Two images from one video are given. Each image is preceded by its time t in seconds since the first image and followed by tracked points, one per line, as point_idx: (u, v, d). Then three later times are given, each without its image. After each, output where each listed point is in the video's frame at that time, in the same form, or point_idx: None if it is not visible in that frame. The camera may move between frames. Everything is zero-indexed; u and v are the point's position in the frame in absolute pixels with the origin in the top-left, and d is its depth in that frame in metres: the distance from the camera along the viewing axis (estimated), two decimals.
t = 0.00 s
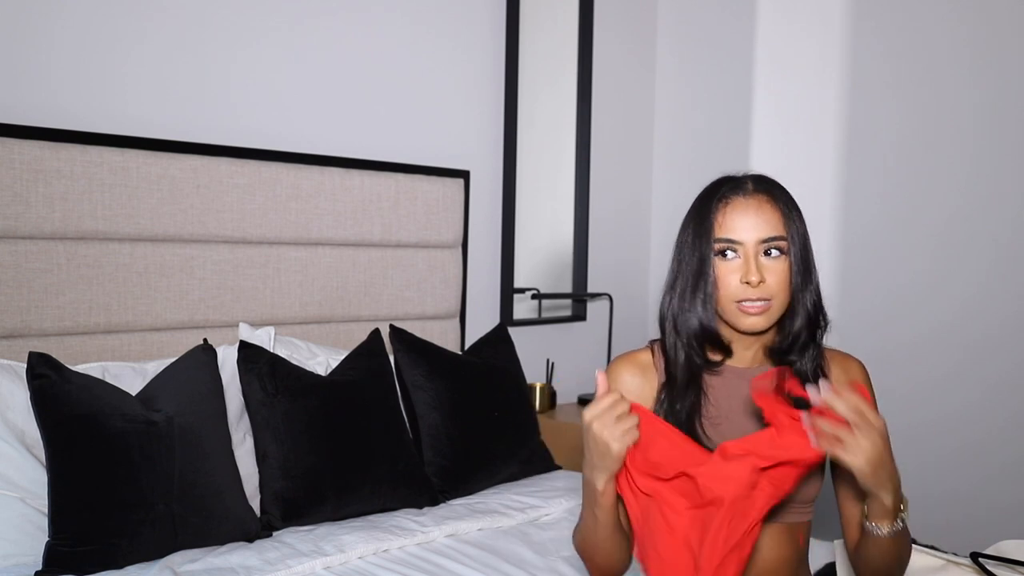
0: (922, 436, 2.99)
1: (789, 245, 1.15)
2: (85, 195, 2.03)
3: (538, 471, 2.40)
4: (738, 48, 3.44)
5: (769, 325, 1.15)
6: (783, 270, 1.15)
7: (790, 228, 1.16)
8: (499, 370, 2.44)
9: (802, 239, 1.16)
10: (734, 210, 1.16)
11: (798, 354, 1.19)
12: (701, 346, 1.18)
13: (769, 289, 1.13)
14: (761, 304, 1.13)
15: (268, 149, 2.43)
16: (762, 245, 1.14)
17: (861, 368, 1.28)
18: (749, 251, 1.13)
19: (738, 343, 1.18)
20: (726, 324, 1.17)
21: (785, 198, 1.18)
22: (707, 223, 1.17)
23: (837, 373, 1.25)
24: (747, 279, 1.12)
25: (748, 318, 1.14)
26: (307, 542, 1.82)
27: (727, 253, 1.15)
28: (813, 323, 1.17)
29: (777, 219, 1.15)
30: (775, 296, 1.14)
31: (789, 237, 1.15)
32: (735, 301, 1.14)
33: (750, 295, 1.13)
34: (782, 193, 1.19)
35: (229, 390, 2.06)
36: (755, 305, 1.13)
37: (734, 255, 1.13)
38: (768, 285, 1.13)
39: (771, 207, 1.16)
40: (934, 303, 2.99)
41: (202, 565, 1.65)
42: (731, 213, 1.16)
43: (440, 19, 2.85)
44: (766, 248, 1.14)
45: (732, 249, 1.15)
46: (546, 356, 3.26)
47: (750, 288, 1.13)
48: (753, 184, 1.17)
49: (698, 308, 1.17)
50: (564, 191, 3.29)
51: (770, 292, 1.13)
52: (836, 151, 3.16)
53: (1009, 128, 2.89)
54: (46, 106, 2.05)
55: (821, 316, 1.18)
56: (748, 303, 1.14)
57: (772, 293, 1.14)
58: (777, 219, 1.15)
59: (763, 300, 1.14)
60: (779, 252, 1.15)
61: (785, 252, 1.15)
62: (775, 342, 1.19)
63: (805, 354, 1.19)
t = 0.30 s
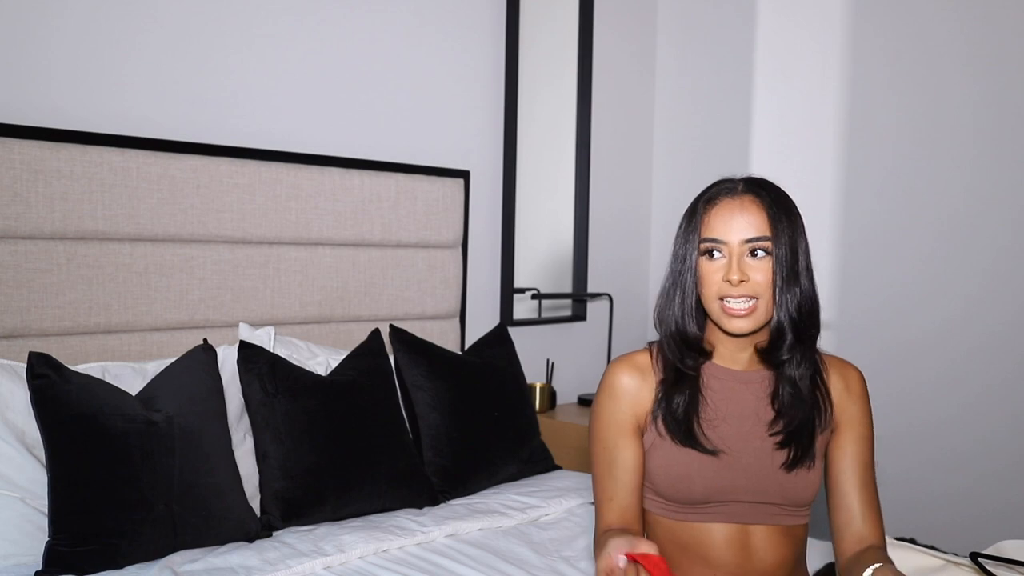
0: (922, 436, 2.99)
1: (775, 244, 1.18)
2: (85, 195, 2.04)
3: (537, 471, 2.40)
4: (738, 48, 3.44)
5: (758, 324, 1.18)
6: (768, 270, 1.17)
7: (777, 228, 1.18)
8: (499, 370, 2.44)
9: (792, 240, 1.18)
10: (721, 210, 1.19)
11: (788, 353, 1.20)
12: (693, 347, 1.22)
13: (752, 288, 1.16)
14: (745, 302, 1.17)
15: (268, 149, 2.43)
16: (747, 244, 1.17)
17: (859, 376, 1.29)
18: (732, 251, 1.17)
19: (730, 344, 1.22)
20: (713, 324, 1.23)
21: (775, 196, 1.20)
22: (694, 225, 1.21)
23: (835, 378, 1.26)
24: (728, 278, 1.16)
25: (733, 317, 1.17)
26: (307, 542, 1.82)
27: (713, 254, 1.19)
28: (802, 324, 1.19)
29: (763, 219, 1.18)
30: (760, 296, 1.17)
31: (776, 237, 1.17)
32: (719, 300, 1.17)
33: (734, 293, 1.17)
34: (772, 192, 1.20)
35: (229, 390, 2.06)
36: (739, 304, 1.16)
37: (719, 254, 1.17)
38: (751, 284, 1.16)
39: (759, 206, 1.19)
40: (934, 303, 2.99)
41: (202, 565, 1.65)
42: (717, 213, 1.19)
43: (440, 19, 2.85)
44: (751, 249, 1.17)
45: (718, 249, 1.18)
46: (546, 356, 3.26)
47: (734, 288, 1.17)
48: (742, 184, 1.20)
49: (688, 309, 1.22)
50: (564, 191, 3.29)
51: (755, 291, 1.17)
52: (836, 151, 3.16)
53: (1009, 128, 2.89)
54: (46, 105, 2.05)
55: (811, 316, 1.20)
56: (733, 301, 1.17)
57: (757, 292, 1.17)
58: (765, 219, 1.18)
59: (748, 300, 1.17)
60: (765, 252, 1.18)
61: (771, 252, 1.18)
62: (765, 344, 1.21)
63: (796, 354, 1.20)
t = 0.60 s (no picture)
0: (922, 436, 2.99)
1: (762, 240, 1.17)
2: (85, 195, 2.04)
3: (537, 471, 2.40)
4: (738, 48, 3.44)
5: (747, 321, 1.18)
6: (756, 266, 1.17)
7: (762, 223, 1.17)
8: (499, 371, 2.44)
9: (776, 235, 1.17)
10: (707, 211, 1.20)
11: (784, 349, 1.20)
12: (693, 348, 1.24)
13: (738, 285, 1.16)
14: (732, 299, 1.17)
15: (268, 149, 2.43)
16: (733, 241, 1.17)
17: (866, 374, 1.29)
18: (718, 249, 1.17)
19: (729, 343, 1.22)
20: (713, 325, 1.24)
21: (762, 191, 1.20)
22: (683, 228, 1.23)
23: (841, 378, 1.25)
24: (715, 275, 1.16)
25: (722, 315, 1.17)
26: (307, 542, 1.82)
27: (702, 253, 1.20)
28: (793, 319, 1.18)
29: (748, 216, 1.18)
30: (747, 292, 1.17)
31: (761, 232, 1.17)
32: (708, 298, 1.18)
33: (721, 291, 1.17)
34: (759, 188, 1.20)
35: (229, 390, 2.06)
36: (726, 301, 1.17)
37: (706, 253, 1.18)
38: (738, 280, 1.16)
39: (745, 203, 1.19)
40: (934, 303, 2.99)
41: (202, 565, 1.65)
42: (704, 214, 1.20)
43: (440, 19, 2.85)
44: (738, 245, 1.17)
45: (706, 248, 1.19)
46: (546, 356, 3.26)
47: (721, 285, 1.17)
48: (730, 183, 1.21)
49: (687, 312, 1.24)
50: (564, 191, 3.29)
51: (743, 287, 1.17)
52: (836, 151, 3.16)
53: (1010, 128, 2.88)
54: (46, 106, 2.05)
55: (802, 311, 1.18)
56: (721, 298, 1.17)
57: (744, 288, 1.17)
58: (750, 215, 1.18)
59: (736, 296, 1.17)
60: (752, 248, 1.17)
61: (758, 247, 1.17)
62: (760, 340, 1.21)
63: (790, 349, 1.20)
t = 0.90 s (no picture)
0: (922, 436, 2.99)
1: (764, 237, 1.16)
2: (85, 195, 2.04)
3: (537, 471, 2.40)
4: (738, 48, 3.44)
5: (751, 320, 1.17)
6: (759, 263, 1.16)
7: (763, 220, 1.16)
8: (499, 371, 2.44)
9: (778, 233, 1.16)
10: (708, 209, 1.19)
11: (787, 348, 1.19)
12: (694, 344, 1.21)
13: (742, 283, 1.15)
14: (736, 299, 1.16)
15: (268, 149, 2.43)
16: (736, 240, 1.16)
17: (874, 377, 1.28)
18: (721, 247, 1.16)
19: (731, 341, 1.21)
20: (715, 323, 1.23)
21: (762, 188, 1.19)
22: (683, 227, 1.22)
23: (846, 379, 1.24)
24: (718, 274, 1.16)
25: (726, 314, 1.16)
26: (307, 542, 1.82)
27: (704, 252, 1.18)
28: (799, 317, 1.17)
29: (750, 213, 1.17)
30: (751, 289, 1.16)
31: (765, 230, 1.16)
32: (711, 297, 1.17)
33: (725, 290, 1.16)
34: (760, 185, 1.19)
35: (229, 390, 2.06)
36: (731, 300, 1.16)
37: (708, 252, 1.17)
38: (742, 278, 1.15)
39: (747, 201, 1.18)
40: (934, 303, 2.99)
41: (202, 565, 1.65)
42: (704, 212, 1.19)
43: (440, 19, 2.85)
44: (741, 244, 1.16)
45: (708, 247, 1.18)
46: (546, 357, 3.26)
47: (725, 283, 1.16)
48: (731, 181, 1.20)
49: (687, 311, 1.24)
50: (564, 191, 3.29)
51: (746, 284, 1.16)
52: (836, 151, 3.16)
53: (1009, 128, 2.89)
54: (47, 105, 2.05)
55: (804, 308, 1.17)
56: (725, 298, 1.17)
57: (749, 285, 1.16)
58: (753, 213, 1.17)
59: (740, 294, 1.16)
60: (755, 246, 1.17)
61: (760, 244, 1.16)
62: (761, 336, 1.19)
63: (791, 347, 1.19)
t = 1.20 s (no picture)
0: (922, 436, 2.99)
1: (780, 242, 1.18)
2: (85, 195, 2.04)
3: (538, 471, 2.40)
4: (738, 48, 3.44)
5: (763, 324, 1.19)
6: (774, 269, 1.18)
7: (780, 225, 1.18)
8: (499, 371, 2.44)
9: (794, 237, 1.18)
10: (723, 211, 1.20)
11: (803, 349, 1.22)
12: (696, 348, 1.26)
13: (758, 288, 1.16)
14: (752, 303, 1.17)
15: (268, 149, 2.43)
16: (752, 244, 1.17)
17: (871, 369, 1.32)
18: (738, 251, 1.17)
19: (735, 345, 1.25)
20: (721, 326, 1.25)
21: (776, 192, 1.21)
22: (695, 226, 1.22)
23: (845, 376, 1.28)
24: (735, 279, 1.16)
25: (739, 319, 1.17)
26: (307, 542, 1.82)
27: (717, 256, 1.19)
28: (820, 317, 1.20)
29: (766, 217, 1.19)
30: (766, 296, 1.17)
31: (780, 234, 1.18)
32: (726, 302, 1.18)
33: (740, 294, 1.17)
34: (773, 189, 1.21)
35: (229, 390, 2.06)
36: (747, 305, 1.17)
37: (724, 255, 1.17)
38: (757, 285, 1.17)
39: (760, 205, 1.20)
40: (934, 303, 2.99)
41: (202, 565, 1.65)
42: (719, 214, 1.20)
43: (439, 19, 2.85)
44: (755, 248, 1.18)
45: (722, 250, 1.19)
46: (546, 356, 3.26)
47: (739, 289, 1.17)
48: (743, 183, 1.22)
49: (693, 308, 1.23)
50: (564, 191, 3.29)
51: (761, 290, 1.17)
52: (836, 152, 3.16)
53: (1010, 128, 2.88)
54: (46, 105, 2.05)
55: (821, 312, 1.20)
56: (740, 302, 1.17)
57: (762, 292, 1.17)
58: (767, 218, 1.19)
59: (753, 301, 1.17)
60: (769, 250, 1.18)
61: (776, 250, 1.18)
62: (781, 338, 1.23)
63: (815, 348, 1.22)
